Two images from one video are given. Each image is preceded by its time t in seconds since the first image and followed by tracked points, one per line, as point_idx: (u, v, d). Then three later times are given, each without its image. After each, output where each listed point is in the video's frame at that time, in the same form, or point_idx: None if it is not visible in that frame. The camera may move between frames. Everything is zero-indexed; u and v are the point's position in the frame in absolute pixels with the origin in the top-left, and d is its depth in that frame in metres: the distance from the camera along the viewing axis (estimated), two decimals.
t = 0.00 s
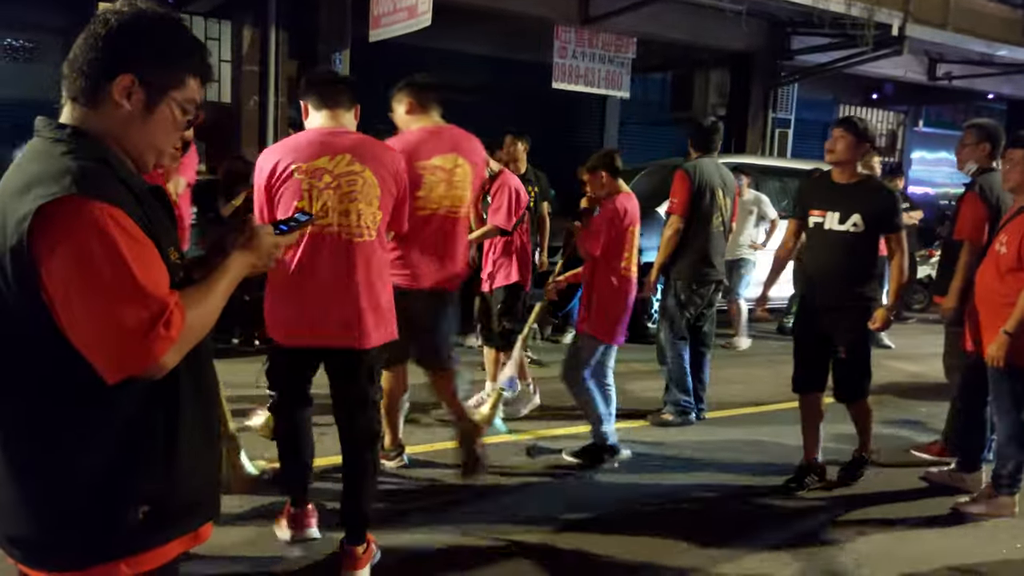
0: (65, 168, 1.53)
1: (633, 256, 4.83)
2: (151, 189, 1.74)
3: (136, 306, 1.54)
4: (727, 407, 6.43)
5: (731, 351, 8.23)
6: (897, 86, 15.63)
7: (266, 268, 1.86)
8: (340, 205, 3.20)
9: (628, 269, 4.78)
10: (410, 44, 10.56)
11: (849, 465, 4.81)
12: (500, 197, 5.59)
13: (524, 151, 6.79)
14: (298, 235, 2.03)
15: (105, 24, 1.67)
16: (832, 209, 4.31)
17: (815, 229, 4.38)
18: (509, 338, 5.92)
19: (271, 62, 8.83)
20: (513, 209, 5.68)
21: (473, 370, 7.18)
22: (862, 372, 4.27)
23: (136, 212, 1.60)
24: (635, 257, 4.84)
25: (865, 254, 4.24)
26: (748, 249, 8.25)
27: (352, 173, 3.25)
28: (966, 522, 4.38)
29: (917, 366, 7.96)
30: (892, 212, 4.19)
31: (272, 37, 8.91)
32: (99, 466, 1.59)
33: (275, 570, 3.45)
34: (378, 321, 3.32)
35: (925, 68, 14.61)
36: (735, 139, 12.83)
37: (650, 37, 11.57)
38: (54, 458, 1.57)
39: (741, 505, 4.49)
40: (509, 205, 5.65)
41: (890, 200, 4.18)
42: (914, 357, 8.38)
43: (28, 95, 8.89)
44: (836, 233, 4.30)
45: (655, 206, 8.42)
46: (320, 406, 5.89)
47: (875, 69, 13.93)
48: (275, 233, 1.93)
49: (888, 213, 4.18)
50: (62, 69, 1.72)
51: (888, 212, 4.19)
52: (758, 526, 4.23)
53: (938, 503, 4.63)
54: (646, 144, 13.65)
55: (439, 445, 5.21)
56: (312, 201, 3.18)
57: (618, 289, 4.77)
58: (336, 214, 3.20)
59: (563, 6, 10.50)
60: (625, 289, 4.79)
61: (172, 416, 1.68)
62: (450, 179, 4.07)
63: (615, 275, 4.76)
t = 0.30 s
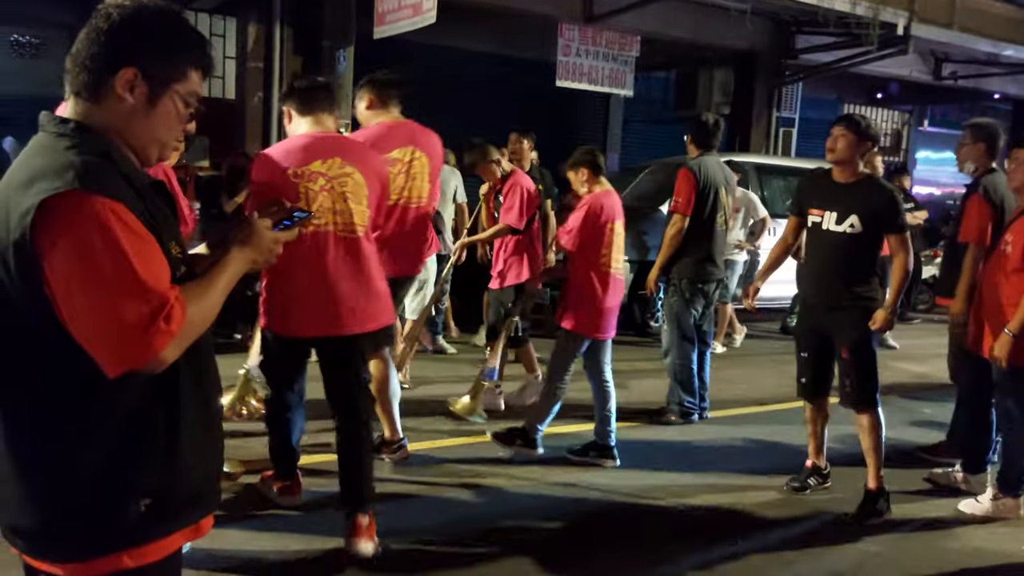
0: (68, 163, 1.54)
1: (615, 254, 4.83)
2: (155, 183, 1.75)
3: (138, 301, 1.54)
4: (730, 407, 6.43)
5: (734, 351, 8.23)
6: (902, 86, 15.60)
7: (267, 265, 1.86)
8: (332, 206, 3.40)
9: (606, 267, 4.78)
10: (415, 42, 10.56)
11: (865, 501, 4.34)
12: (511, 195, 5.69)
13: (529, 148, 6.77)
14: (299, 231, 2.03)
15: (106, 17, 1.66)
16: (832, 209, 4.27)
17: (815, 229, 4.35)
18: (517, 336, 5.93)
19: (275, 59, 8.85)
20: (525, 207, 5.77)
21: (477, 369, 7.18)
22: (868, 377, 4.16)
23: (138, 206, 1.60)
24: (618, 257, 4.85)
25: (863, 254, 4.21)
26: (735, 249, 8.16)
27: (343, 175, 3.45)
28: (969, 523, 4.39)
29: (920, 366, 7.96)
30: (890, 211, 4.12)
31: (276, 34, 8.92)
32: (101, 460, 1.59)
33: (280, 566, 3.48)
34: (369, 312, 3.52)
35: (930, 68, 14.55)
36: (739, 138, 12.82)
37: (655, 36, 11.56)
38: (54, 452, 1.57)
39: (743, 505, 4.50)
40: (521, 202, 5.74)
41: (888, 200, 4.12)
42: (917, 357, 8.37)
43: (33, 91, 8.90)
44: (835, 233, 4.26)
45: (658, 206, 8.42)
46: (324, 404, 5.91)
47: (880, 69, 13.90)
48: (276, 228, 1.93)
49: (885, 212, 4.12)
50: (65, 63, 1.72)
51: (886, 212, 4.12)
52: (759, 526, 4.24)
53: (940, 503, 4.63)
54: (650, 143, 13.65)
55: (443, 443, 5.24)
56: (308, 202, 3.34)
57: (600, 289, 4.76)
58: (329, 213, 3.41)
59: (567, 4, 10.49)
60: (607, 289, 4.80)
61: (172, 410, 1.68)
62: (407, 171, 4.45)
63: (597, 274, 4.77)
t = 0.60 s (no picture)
0: (61, 157, 1.53)
1: (576, 250, 4.84)
2: (151, 179, 1.73)
3: (129, 296, 1.52)
4: (729, 406, 6.42)
5: (733, 350, 8.22)
6: (903, 86, 15.58)
7: (262, 262, 1.84)
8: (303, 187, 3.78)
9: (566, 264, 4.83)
10: (415, 38, 10.54)
11: (860, 512, 4.21)
12: (522, 198, 5.66)
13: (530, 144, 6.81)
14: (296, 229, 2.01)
15: (102, 12, 1.65)
16: (843, 214, 4.27)
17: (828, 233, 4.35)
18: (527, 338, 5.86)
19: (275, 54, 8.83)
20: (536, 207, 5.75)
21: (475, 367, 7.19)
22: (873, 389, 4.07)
23: (131, 201, 1.58)
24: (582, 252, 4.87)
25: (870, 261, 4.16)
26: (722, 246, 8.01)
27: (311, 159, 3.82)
28: (968, 523, 4.38)
29: (919, 366, 7.95)
30: (896, 218, 4.06)
31: (276, 29, 8.90)
32: (93, 456, 1.57)
33: (276, 562, 3.48)
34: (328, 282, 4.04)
35: (932, 69, 14.50)
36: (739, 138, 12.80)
37: (656, 34, 11.54)
38: (46, 447, 1.56)
39: (741, 505, 4.49)
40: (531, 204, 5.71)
41: (897, 209, 4.06)
42: (916, 357, 8.36)
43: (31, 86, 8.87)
44: (844, 237, 4.25)
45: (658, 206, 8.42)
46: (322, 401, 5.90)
47: (881, 69, 13.88)
48: (272, 227, 1.91)
49: (891, 219, 4.07)
50: (61, 57, 1.71)
51: (893, 218, 4.07)
52: (757, 525, 4.23)
53: (939, 503, 4.63)
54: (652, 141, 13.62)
55: (441, 442, 5.24)
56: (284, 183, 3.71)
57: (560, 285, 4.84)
58: (302, 194, 3.82)
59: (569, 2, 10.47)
60: (566, 284, 4.86)
61: (165, 406, 1.66)
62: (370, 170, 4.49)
63: (556, 270, 4.84)
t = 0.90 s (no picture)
0: (57, 154, 1.52)
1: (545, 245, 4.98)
2: (149, 175, 1.72)
3: (124, 294, 1.51)
4: (729, 406, 6.41)
5: (733, 349, 8.22)
6: (903, 86, 15.57)
7: (258, 260, 1.83)
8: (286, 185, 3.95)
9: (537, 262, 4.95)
10: (416, 37, 10.53)
11: (859, 512, 4.20)
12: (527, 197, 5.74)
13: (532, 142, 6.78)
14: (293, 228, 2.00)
15: (100, 8, 1.64)
16: (851, 216, 4.29)
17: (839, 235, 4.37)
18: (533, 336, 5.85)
19: (274, 53, 8.82)
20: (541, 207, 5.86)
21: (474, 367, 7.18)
22: (880, 393, 4.08)
23: (127, 198, 1.58)
24: (552, 247, 5.01)
25: (879, 263, 4.16)
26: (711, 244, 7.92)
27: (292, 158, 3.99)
28: (967, 522, 4.38)
29: (919, 366, 7.95)
30: (901, 220, 4.04)
31: (276, 28, 8.89)
32: (87, 452, 1.57)
33: (272, 560, 3.48)
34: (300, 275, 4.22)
35: (932, 69, 14.48)
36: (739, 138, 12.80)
37: (657, 33, 11.53)
38: (41, 444, 1.55)
39: (739, 505, 4.48)
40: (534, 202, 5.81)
41: (904, 210, 4.04)
42: (915, 357, 8.36)
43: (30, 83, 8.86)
44: (852, 239, 4.27)
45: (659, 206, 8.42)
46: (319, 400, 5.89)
47: (881, 69, 13.88)
48: (269, 225, 1.91)
49: (895, 221, 4.06)
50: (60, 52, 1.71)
51: (897, 219, 4.05)
52: (755, 526, 4.23)
53: (937, 503, 4.63)
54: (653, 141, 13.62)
55: (440, 440, 5.23)
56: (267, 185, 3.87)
57: (535, 282, 4.96)
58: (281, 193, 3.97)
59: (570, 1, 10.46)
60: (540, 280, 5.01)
61: (159, 404, 1.65)
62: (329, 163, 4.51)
63: (529, 266, 4.97)
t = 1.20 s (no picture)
0: (52, 149, 1.50)
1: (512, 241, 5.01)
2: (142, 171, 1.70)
3: (121, 291, 1.49)
4: (724, 404, 6.41)
5: (727, 347, 8.22)
6: (899, 85, 15.59)
7: (252, 257, 1.81)
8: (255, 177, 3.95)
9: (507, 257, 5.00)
10: (411, 34, 10.50)
11: (852, 510, 4.21)
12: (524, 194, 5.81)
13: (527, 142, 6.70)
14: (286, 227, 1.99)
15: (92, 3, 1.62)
16: (847, 214, 4.28)
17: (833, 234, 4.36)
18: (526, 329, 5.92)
19: (269, 50, 8.79)
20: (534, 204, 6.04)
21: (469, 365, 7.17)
22: (875, 391, 4.09)
23: (123, 194, 1.56)
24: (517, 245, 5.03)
25: (873, 262, 4.16)
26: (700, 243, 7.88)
27: (258, 151, 3.99)
28: (961, 520, 4.39)
29: (913, 365, 7.96)
30: (894, 219, 4.04)
31: (270, 25, 8.86)
32: (83, 448, 1.54)
33: (266, 560, 3.46)
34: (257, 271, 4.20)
35: (927, 68, 14.50)
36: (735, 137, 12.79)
37: (653, 32, 11.52)
38: (36, 440, 1.53)
39: (734, 504, 4.49)
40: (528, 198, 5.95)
41: (898, 210, 4.03)
42: (910, 355, 8.37)
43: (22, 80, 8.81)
44: (846, 238, 4.27)
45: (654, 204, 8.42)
46: (314, 398, 5.87)
47: (876, 69, 13.90)
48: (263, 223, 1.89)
49: (888, 220, 4.06)
50: (51, 47, 1.68)
51: (890, 217, 4.05)
52: (750, 524, 4.23)
53: (931, 500, 4.64)
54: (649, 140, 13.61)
55: (435, 438, 5.22)
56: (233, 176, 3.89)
57: (501, 276, 4.99)
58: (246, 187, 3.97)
59: None
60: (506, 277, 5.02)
61: (154, 401, 1.63)
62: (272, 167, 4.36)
63: (496, 262, 4.99)
